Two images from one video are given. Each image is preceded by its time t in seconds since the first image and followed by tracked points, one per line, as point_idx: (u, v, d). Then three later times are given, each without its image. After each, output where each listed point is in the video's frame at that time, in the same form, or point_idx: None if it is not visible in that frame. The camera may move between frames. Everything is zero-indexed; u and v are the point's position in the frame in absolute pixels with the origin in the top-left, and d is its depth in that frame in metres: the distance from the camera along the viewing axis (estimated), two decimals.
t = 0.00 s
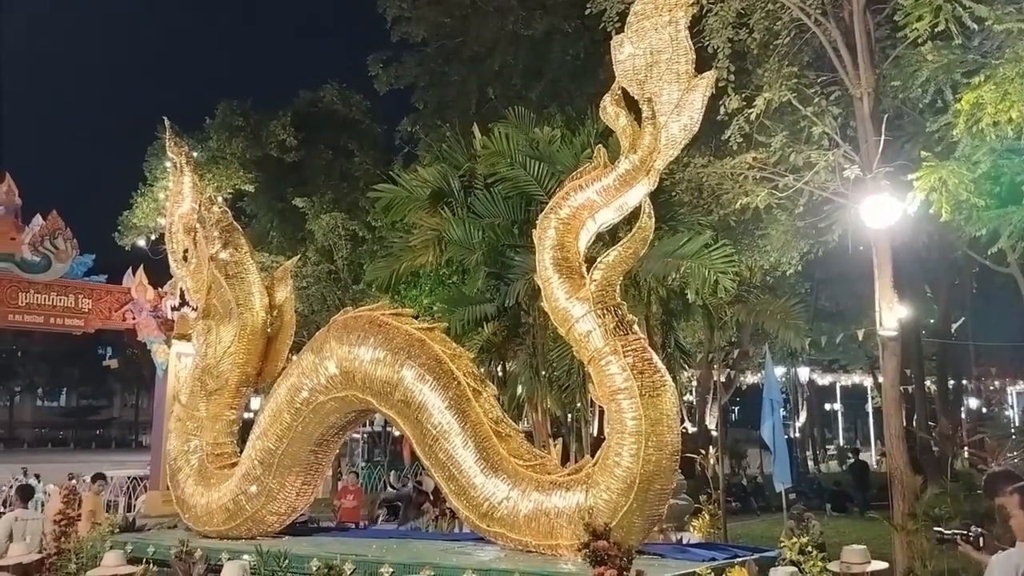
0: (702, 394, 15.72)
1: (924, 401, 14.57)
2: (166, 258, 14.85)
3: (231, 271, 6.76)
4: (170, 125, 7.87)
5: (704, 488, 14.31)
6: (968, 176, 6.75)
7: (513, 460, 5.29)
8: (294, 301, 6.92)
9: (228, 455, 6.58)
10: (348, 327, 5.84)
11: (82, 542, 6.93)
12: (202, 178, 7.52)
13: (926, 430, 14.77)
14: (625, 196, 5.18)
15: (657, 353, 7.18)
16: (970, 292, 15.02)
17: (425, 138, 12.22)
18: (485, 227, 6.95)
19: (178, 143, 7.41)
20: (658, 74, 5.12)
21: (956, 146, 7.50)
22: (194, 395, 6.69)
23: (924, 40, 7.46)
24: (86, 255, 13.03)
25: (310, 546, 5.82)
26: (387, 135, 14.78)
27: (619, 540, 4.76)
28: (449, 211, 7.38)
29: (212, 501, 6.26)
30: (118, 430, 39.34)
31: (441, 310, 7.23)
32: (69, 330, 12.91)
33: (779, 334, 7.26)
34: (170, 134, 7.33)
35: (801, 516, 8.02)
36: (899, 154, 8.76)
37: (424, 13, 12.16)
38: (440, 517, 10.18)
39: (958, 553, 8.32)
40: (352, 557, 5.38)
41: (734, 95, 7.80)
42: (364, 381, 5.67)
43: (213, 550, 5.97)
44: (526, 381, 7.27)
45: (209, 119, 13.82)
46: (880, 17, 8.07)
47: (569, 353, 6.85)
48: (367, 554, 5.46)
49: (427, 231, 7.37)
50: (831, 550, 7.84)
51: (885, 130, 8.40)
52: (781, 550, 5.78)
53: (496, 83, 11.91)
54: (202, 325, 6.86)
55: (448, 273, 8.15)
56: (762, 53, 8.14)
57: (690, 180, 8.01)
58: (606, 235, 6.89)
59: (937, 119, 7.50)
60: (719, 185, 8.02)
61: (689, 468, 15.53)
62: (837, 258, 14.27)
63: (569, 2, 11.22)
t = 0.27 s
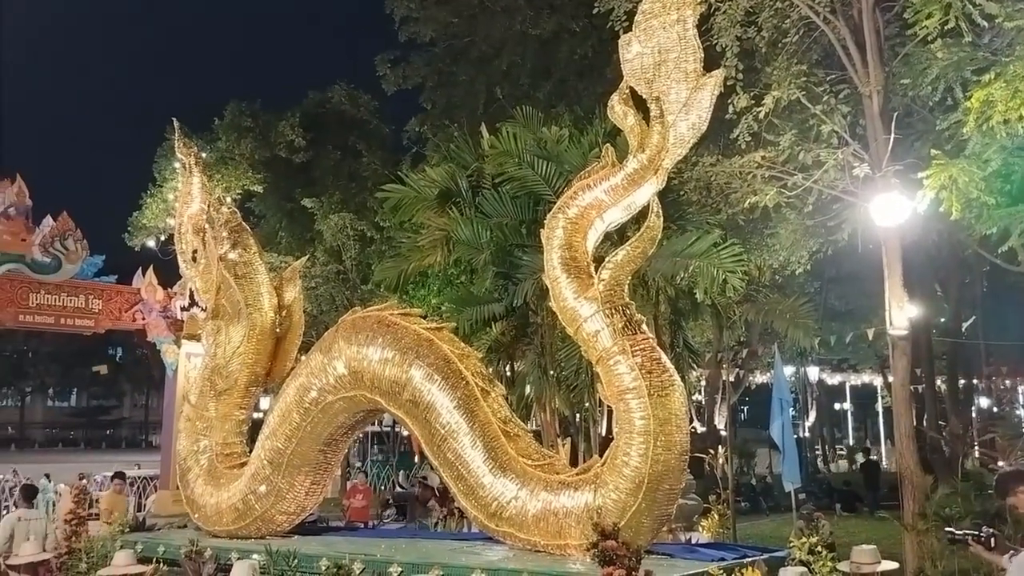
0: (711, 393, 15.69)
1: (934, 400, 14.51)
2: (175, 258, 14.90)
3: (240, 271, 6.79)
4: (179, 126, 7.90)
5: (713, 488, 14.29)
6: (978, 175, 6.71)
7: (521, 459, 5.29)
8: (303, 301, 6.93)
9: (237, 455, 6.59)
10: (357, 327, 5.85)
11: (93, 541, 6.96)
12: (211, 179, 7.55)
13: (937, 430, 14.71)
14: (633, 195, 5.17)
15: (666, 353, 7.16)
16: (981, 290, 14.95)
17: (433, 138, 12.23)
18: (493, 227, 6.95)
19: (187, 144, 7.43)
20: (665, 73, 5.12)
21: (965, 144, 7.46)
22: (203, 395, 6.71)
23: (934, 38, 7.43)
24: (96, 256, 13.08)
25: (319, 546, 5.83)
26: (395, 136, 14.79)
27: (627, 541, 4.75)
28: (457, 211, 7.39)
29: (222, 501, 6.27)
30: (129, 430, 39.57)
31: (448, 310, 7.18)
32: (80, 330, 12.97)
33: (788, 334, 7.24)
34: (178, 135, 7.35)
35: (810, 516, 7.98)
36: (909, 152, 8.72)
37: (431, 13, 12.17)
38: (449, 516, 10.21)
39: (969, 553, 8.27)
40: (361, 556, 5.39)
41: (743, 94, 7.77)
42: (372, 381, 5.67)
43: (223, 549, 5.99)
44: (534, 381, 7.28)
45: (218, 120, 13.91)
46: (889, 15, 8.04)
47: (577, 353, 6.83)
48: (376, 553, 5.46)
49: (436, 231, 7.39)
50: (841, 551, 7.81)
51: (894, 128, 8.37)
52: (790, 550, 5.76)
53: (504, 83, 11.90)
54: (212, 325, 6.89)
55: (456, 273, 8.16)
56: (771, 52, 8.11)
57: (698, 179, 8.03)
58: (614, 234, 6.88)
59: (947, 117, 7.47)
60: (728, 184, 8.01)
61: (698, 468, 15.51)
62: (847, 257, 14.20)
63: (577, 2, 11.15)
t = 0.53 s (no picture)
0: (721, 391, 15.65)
1: (946, 398, 14.43)
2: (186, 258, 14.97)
3: (251, 270, 6.81)
4: (190, 126, 7.93)
5: (724, 486, 14.25)
6: (990, 171, 6.68)
7: (531, 458, 5.28)
8: (314, 300, 6.94)
9: (248, 454, 6.61)
10: (367, 326, 5.86)
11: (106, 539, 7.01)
12: (221, 179, 7.56)
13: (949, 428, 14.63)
14: (642, 193, 5.16)
15: (676, 351, 7.14)
16: (993, 287, 14.85)
17: (442, 137, 12.23)
18: (502, 225, 6.95)
19: (197, 144, 7.45)
20: (675, 70, 5.10)
21: (977, 141, 7.42)
22: (214, 394, 6.73)
23: (945, 34, 7.39)
24: (108, 255, 13.11)
25: (329, 544, 5.84)
26: (404, 135, 14.80)
27: (637, 539, 4.75)
28: (466, 210, 7.40)
29: (233, 499, 6.30)
30: (141, 429, 39.77)
31: (458, 309, 7.16)
32: (92, 330, 13.04)
33: (798, 332, 7.21)
34: (189, 135, 7.38)
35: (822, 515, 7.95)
36: (920, 149, 8.68)
37: (440, 12, 12.18)
38: (459, 514, 10.28)
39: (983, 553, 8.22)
40: (371, 554, 5.40)
41: (753, 91, 7.74)
42: (382, 380, 5.68)
43: (234, 548, 6.02)
44: (544, 379, 7.28)
45: (227, 121, 13.91)
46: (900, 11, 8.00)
47: (586, 352, 6.81)
48: (387, 551, 5.47)
49: (445, 230, 7.39)
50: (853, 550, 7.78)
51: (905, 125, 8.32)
52: (801, 549, 5.74)
53: (513, 81, 11.90)
54: (223, 324, 6.91)
55: (466, 272, 8.16)
56: (781, 49, 8.08)
57: (708, 177, 8.01)
58: (624, 232, 6.87)
59: (958, 114, 7.43)
60: (738, 181, 7.98)
61: (709, 466, 15.47)
62: (858, 254, 14.10)
63: None
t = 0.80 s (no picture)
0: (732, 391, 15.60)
1: (960, 397, 14.34)
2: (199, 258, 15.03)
3: (263, 270, 6.83)
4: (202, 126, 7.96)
5: (735, 486, 14.22)
6: (1004, 169, 6.61)
7: (542, 457, 5.27)
8: (325, 299, 6.96)
9: (260, 452, 6.63)
10: (378, 325, 5.87)
11: (120, 536, 7.03)
12: (233, 178, 7.59)
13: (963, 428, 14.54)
14: (653, 191, 5.14)
15: (687, 350, 7.12)
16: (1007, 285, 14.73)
17: (453, 136, 12.23)
18: (512, 224, 6.94)
19: (209, 144, 7.48)
20: (686, 68, 5.09)
21: (991, 138, 7.37)
22: (227, 393, 6.75)
23: (958, 31, 7.34)
24: (121, 255, 13.15)
25: (341, 543, 5.85)
26: (415, 134, 14.81)
27: (649, 538, 4.74)
28: (477, 209, 7.40)
29: (245, 498, 6.32)
30: (154, 427, 39.98)
31: (469, 308, 7.15)
32: (105, 329, 13.12)
33: (811, 331, 7.18)
34: (201, 136, 7.40)
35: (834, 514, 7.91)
36: (933, 147, 8.63)
37: (450, 11, 12.18)
38: (468, 514, 10.36)
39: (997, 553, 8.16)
40: (383, 553, 5.40)
41: (764, 89, 7.71)
42: (394, 379, 5.69)
43: (247, 546, 6.04)
44: (555, 378, 7.28)
45: (239, 121, 14.00)
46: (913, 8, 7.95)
47: (597, 351, 6.79)
48: (399, 550, 5.47)
49: (455, 229, 7.39)
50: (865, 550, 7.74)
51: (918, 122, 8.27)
52: (813, 549, 5.72)
53: (523, 80, 11.89)
54: (235, 323, 6.93)
55: (477, 271, 8.16)
56: (792, 46, 8.04)
57: (719, 175, 8.00)
58: (635, 231, 6.86)
59: (971, 111, 7.38)
60: (749, 180, 7.95)
61: (721, 466, 15.43)
62: (870, 252, 13.95)
63: None
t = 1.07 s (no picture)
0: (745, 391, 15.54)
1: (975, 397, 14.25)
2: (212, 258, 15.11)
3: (276, 270, 6.85)
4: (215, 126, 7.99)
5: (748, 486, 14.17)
6: (1020, 167, 6.54)
7: (554, 457, 5.26)
8: (338, 299, 6.97)
9: (273, 452, 6.64)
10: (390, 325, 5.87)
11: (134, 536, 7.02)
12: (246, 179, 7.61)
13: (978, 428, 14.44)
14: (665, 191, 5.13)
15: (699, 350, 7.09)
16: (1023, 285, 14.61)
17: (464, 136, 12.23)
18: (524, 224, 6.94)
19: (223, 145, 7.51)
20: (698, 68, 5.07)
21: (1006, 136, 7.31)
22: (240, 392, 6.78)
23: (973, 28, 7.29)
24: (135, 255, 13.27)
25: (354, 542, 5.86)
26: (427, 134, 14.83)
27: (662, 538, 4.72)
28: (488, 209, 7.40)
29: (259, 497, 6.34)
30: (168, 427, 40.20)
31: (481, 308, 7.18)
32: (119, 329, 13.28)
33: (824, 331, 7.14)
34: (215, 136, 7.43)
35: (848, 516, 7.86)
36: (947, 146, 8.57)
37: (462, 11, 12.18)
38: (480, 513, 10.40)
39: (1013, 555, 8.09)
40: (395, 552, 5.41)
41: (777, 88, 7.68)
42: (406, 379, 5.70)
43: (260, 545, 6.06)
44: (567, 378, 7.26)
45: (252, 121, 14.07)
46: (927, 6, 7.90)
47: (609, 351, 6.78)
48: (411, 550, 5.47)
49: (467, 229, 7.39)
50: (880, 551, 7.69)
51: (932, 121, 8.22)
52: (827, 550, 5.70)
53: (535, 80, 11.88)
54: (248, 323, 6.96)
55: (489, 271, 8.16)
56: (805, 45, 8.00)
57: (731, 174, 7.98)
58: (647, 231, 6.84)
59: (986, 109, 7.32)
60: (762, 179, 7.92)
61: (733, 466, 15.39)
62: (884, 251, 13.88)
63: None
